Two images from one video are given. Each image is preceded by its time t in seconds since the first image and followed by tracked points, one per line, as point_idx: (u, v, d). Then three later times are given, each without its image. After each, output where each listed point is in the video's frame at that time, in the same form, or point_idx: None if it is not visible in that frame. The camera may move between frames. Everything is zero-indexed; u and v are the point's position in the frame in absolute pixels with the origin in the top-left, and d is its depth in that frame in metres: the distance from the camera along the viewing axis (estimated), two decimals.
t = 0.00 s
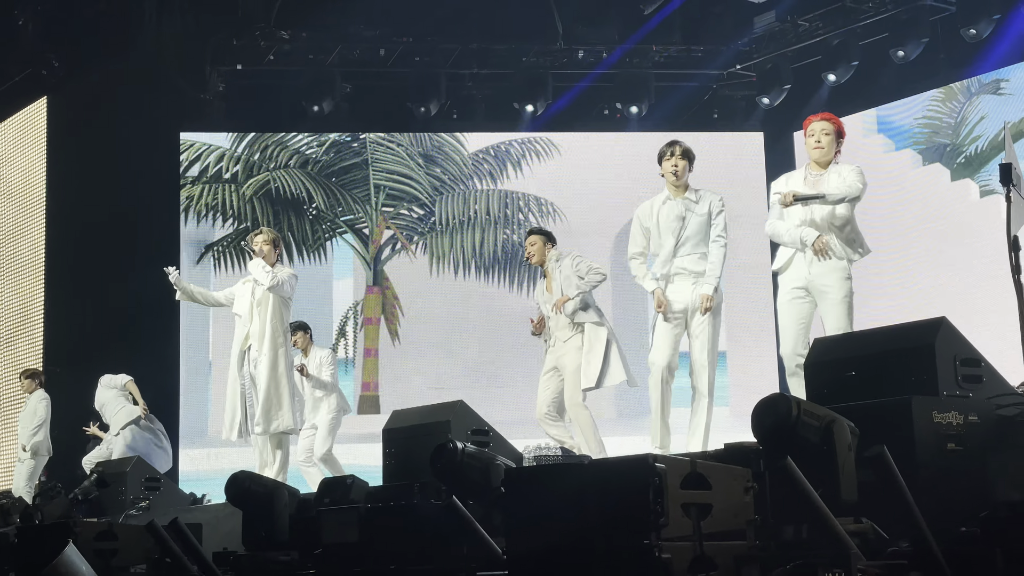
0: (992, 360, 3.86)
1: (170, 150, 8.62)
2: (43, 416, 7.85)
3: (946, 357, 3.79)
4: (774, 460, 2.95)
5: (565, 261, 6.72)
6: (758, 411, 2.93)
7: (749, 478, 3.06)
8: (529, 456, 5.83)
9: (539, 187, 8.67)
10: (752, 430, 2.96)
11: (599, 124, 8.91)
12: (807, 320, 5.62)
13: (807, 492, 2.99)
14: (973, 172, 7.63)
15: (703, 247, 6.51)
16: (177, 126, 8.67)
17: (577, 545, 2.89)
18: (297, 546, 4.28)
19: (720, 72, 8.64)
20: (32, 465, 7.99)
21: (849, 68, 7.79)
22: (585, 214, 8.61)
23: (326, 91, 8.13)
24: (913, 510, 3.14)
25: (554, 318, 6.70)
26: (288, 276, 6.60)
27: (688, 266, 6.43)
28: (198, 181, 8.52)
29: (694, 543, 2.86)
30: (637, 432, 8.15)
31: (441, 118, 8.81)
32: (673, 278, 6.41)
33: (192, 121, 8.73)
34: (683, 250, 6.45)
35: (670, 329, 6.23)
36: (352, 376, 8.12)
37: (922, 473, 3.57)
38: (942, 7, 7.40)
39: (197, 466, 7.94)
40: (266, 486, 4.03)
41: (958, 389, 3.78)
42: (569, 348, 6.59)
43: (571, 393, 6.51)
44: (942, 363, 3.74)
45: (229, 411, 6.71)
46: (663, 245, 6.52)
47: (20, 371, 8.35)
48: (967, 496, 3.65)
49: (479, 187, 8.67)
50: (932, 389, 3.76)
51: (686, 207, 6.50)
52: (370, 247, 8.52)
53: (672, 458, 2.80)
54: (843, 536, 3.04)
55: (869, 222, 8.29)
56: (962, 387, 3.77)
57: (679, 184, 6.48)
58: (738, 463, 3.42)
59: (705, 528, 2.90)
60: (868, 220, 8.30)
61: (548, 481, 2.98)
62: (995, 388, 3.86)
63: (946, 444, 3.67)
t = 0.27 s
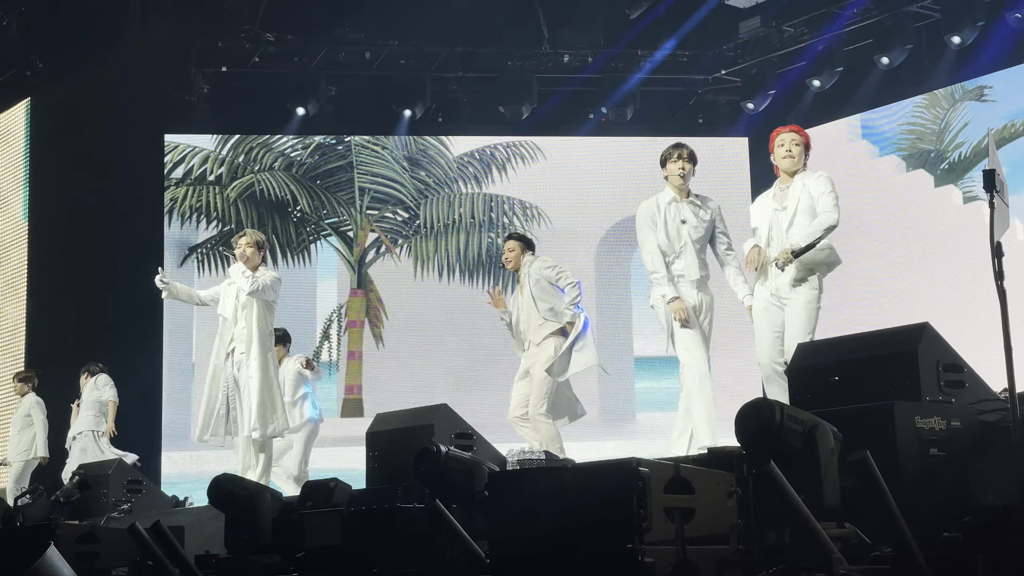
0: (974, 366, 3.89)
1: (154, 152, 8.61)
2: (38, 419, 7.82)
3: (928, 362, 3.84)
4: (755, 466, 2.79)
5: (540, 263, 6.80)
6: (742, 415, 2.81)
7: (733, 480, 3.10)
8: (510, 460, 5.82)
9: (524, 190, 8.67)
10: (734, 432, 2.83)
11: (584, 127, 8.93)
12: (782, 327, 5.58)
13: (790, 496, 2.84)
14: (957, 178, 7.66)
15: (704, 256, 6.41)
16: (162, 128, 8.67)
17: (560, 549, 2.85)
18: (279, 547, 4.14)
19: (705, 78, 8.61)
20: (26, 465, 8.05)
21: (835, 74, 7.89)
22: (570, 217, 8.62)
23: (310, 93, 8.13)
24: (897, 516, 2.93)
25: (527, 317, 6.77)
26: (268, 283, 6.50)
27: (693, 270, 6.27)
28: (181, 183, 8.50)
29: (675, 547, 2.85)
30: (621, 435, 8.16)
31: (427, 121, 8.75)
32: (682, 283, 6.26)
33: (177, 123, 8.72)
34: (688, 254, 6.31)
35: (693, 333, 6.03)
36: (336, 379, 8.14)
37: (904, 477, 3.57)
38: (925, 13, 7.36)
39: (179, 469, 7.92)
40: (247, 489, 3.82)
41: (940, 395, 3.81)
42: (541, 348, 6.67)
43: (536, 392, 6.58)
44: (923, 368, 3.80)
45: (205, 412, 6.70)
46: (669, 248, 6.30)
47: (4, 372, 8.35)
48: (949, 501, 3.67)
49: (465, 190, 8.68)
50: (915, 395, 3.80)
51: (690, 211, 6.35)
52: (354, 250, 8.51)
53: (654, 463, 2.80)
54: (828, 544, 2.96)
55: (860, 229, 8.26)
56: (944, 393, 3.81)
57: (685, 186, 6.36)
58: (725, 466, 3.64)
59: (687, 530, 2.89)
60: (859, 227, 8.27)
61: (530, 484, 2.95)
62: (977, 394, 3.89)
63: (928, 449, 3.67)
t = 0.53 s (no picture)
0: (955, 370, 3.90)
1: (138, 153, 8.60)
2: (36, 419, 7.78)
3: (909, 367, 3.83)
4: (738, 469, 2.83)
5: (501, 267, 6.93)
6: (725, 419, 2.87)
7: (713, 484, 3.12)
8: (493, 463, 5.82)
9: (508, 193, 8.67)
10: (719, 437, 2.89)
11: (569, 130, 8.95)
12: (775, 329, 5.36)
13: (771, 499, 2.85)
14: (939, 183, 7.68)
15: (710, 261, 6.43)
16: (146, 129, 8.66)
17: (542, 544, 2.92)
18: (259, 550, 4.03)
19: (693, 81, 8.62)
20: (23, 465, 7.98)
21: (818, 78, 7.85)
22: (554, 220, 8.63)
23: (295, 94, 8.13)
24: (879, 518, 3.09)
25: (494, 319, 6.81)
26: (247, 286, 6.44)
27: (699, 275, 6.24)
28: (165, 184, 8.47)
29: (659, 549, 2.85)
30: (603, 438, 8.17)
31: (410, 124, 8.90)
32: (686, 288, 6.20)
33: (161, 123, 8.71)
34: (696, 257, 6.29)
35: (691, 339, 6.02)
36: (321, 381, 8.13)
37: (885, 481, 3.58)
38: (910, 19, 7.38)
39: (161, 470, 7.89)
40: (230, 490, 4.00)
41: (922, 399, 3.81)
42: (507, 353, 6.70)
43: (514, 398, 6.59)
44: (905, 373, 3.78)
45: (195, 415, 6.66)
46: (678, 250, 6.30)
47: None
48: (930, 506, 3.68)
49: (449, 193, 8.67)
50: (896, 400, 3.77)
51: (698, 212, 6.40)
52: (338, 252, 8.50)
53: (638, 466, 2.82)
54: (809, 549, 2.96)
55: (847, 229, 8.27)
56: (927, 397, 3.81)
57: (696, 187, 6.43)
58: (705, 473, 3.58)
59: (669, 534, 2.91)
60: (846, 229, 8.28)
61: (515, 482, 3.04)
62: (958, 397, 3.92)
63: (909, 452, 3.68)
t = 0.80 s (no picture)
0: (936, 373, 3.96)
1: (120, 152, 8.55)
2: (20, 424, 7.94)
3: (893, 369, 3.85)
4: (721, 473, 2.76)
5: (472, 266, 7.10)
6: (707, 421, 2.76)
7: (697, 485, 3.10)
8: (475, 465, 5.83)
9: (493, 195, 8.68)
10: (700, 438, 2.77)
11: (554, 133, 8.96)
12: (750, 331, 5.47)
13: (754, 501, 2.80)
14: (922, 187, 7.72)
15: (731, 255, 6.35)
16: (129, 129, 8.61)
17: (529, 547, 2.96)
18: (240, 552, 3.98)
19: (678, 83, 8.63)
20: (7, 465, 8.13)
21: (803, 82, 7.86)
22: (539, 222, 8.64)
23: (280, 95, 8.11)
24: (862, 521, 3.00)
25: (459, 331, 6.86)
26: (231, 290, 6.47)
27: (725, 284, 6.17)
28: (149, 184, 8.52)
29: (641, 552, 2.85)
30: (587, 440, 8.19)
31: (395, 124, 8.75)
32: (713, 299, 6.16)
33: (144, 123, 8.67)
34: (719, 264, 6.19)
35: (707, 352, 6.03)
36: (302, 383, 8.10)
37: (868, 484, 3.60)
38: (894, 24, 7.48)
39: (145, 470, 7.92)
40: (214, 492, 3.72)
41: (905, 401, 3.84)
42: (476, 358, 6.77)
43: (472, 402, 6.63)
44: (889, 375, 3.81)
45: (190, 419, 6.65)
46: (700, 246, 6.18)
47: None
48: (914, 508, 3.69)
49: (434, 195, 8.68)
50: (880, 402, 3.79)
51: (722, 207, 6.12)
52: (322, 253, 8.49)
53: (621, 468, 2.81)
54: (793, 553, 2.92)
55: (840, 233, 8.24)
56: (910, 400, 3.84)
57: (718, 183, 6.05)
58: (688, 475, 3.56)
59: (652, 536, 2.90)
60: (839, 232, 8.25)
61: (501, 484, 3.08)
62: (940, 401, 3.98)
63: (892, 455, 3.69)
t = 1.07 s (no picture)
0: (921, 377, 4.03)
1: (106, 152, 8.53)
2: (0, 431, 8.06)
3: (877, 373, 3.93)
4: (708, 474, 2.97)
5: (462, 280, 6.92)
6: (695, 421, 3.07)
7: (682, 489, 3.27)
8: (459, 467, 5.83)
9: (480, 197, 8.67)
10: (687, 439, 3.12)
11: (540, 135, 8.97)
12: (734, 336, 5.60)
13: (739, 501, 2.98)
14: (908, 190, 7.73)
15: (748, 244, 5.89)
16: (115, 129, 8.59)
17: (511, 552, 3.01)
18: (225, 551, 4.12)
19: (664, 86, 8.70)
20: None
21: (788, 85, 7.87)
22: (525, 223, 8.65)
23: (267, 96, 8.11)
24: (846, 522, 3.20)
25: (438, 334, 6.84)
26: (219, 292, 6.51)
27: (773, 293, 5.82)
28: (134, 184, 8.50)
29: (627, 555, 2.94)
30: (573, 441, 8.19)
31: (382, 125, 8.77)
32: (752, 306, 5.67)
33: (130, 123, 8.65)
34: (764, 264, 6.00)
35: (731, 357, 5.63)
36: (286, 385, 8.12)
37: (851, 487, 3.73)
38: (880, 27, 7.45)
39: (130, 471, 7.92)
40: (196, 494, 4.02)
41: (889, 405, 3.93)
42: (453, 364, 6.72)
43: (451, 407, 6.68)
44: (872, 378, 3.89)
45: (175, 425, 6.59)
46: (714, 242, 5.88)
47: None
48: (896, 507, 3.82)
49: (420, 196, 8.67)
50: (863, 404, 3.89)
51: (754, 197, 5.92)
52: (308, 254, 8.46)
53: (606, 470, 2.90)
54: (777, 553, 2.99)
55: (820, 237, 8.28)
56: (893, 403, 3.93)
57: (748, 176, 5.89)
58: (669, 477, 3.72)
59: (637, 538, 3.01)
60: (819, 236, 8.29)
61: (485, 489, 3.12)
62: (923, 404, 4.06)
63: (877, 458, 3.83)
